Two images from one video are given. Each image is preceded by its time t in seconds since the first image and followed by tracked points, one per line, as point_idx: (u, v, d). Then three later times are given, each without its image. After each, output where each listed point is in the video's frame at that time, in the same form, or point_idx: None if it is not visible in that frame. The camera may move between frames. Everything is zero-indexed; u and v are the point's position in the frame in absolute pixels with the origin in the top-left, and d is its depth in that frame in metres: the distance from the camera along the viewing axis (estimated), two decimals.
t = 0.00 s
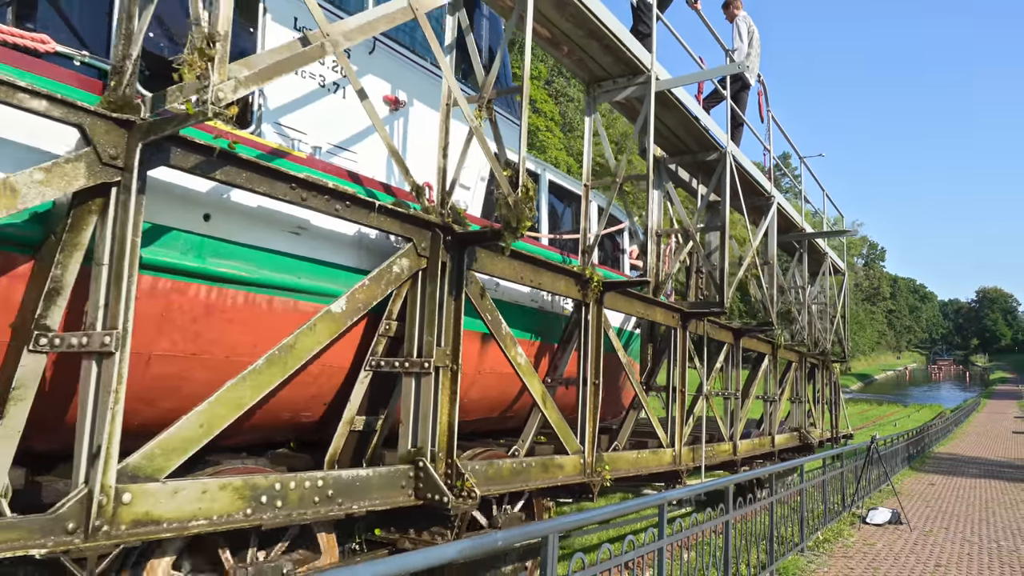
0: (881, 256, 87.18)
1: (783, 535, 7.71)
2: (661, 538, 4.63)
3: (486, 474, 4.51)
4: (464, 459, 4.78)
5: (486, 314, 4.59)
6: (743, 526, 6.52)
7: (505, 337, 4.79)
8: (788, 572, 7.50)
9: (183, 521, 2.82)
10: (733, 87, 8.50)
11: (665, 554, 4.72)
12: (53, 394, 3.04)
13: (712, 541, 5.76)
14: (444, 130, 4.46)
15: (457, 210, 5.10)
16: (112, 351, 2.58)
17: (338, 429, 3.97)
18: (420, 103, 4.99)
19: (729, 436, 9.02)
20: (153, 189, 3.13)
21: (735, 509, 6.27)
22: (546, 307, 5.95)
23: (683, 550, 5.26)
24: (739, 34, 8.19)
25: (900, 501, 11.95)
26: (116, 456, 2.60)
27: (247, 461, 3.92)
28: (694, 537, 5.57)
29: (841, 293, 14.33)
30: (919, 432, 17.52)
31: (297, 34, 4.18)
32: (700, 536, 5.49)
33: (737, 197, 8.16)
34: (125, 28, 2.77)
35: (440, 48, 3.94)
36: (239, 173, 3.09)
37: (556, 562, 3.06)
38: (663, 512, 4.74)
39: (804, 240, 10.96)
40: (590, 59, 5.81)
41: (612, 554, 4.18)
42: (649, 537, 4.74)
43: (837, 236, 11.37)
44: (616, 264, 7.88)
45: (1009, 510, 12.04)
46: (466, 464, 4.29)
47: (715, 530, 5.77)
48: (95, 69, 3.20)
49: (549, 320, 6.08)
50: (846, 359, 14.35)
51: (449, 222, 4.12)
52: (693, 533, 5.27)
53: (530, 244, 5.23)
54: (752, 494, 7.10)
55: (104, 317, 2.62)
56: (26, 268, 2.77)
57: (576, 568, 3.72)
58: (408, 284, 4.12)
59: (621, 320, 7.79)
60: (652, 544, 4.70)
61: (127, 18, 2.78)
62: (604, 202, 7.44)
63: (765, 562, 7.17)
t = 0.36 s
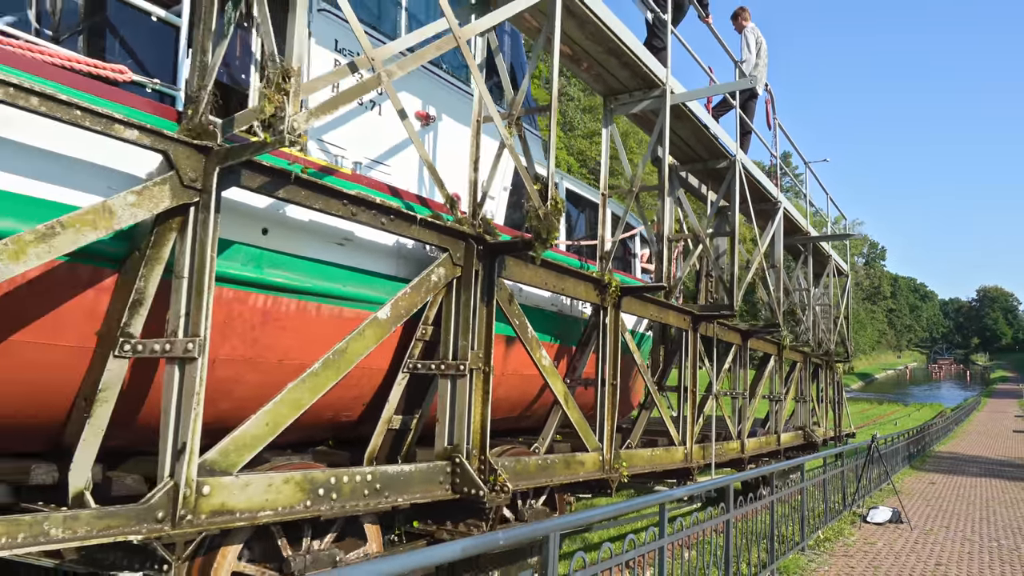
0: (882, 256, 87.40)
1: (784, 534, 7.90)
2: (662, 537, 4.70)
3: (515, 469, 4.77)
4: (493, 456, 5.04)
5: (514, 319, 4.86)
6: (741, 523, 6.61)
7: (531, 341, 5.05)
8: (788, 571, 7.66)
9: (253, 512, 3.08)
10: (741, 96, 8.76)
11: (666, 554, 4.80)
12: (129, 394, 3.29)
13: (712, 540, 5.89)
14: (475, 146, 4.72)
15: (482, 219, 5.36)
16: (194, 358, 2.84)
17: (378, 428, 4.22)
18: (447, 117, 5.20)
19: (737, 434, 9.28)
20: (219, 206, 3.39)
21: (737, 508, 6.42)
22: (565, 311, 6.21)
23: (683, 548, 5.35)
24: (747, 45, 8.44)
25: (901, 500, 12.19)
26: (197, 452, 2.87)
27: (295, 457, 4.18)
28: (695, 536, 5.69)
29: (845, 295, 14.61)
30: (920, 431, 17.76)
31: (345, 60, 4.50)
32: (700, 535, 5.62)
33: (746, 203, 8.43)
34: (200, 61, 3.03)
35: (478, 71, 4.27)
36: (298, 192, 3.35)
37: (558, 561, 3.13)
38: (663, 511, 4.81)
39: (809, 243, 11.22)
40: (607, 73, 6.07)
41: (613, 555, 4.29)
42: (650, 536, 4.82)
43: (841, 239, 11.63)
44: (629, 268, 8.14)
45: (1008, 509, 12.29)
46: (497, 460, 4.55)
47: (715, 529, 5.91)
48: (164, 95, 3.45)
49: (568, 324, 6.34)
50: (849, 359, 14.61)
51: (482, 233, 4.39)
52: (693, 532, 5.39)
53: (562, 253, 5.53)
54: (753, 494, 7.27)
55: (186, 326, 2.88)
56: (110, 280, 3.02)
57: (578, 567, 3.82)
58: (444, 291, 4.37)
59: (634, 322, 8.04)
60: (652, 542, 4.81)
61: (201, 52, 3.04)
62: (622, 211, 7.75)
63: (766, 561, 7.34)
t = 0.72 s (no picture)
0: (881, 256, 87.73)
1: (783, 533, 8.02)
2: (661, 538, 4.75)
3: (539, 466, 5.03)
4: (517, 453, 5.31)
5: (537, 324, 5.12)
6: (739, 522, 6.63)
7: (552, 344, 5.31)
8: (787, 570, 7.74)
9: (310, 503, 3.34)
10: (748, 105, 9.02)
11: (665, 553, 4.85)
12: (190, 395, 3.54)
13: (710, 539, 6.00)
14: (501, 160, 4.97)
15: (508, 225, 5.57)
16: (261, 361, 3.10)
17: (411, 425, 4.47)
18: (472, 131, 5.34)
19: (743, 433, 9.55)
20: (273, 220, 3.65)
21: (736, 508, 6.50)
22: (581, 314, 6.47)
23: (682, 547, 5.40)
24: (754, 56, 8.73)
25: (899, 499, 12.45)
26: (263, 447, 3.12)
27: (335, 453, 4.44)
28: (694, 535, 5.76)
29: (846, 296, 14.89)
30: (918, 430, 18.04)
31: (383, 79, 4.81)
32: (698, 535, 5.71)
33: (752, 209, 8.69)
34: (262, 88, 3.30)
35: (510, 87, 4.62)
36: (347, 207, 3.62)
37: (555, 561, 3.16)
38: (662, 511, 4.83)
39: (812, 247, 11.49)
40: (622, 87, 6.34)
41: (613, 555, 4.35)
42: (649, 536, 4.87)
43: (843, 243, 11.91)
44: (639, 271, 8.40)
45: (1006, 508, 12.54)
46: (523, 457, 4.81)
47: (715, 529, 6.03)
48: (220, 116, 3.71)
49: (583, 326, 6.60)
50: (850, 360, 14.89)
51: (509, 243, 4.64)
52: (691, 532, 5.46)
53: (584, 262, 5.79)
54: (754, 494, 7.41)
55: (252, 332, 3.14)
56: (179, 290, 3.26)
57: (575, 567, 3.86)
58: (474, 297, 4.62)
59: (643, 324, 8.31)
60: (651, 542, 4.87)
61: (262, 79, 3.31)
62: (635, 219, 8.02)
63: (764, 560, 7.48)
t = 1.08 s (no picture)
0: (881, 255, 87.99)
1: (781, 532, 8.14)
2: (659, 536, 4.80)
3: (562, 462, 5.29)
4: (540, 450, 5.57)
5: (559, 327, 5.39)
6: (740, 524, 6.84)
7: (573, 347, 5.56)
8: (785, 569, 7.79)
9: (360, 495, 3.60)
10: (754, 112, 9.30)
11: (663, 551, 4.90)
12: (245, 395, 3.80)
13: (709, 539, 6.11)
14: (526, 171, 5.23)
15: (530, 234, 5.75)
16: (318, 363, 3.36)
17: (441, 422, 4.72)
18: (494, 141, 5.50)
19: (749, 431, 9.81)
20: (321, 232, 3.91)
21: (735, 509, 6.62)
22: (597, 317, 6.73)
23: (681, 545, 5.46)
24: (761, 65, 9.00)
25: (899, 497, 12.72)
26: (319, 443, 3.39)
27: (372, 449, 4.71)
28: (694, 534, 5.83)
29: (847, 297, 15.17)
30: (917, 430, 18.31)
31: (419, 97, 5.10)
32: (697, 534, 5.82)
33: (758, 214, 8.96)
34: (316, 110, 3.55)
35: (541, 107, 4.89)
36: (390, 219, 3.88)
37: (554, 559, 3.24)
38: (661, 510, 4.86)
39: (815, 249, 11.76)
40: (637, 98, 6.60)
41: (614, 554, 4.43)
42: (648, 535, 4.92)
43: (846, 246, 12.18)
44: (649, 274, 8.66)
45: (1005, 507, 12.79)
46: (547, 454, 5.08)
47: (714, 528, 6.21)
48: (271, 134, 3.95)
49: (598, 328, 6.87)
50: (852, 360, 15.16)
51: (535, 250, 4.91)
52: (690, 531, 5.55)
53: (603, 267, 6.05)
54: (754, 494, 7.57)
55: (308, 337, 3.40)
56: (239, 298, 3.52)
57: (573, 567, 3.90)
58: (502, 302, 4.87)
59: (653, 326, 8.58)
60: (651, 541, 4.95)
61: (315, 102, 3.56)
62: (646, 224, 8.29)
63: (763, 559, 7.60)
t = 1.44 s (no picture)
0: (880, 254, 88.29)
1: (781, 530, 8.25)
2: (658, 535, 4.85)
3: (582, 457, 5.56)
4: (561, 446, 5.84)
5: (579, 330, 5.66)
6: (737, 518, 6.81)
7: (591, 348, 5.83)
8: (784, 567, 7.86)
9: (403, 487, 3.87)
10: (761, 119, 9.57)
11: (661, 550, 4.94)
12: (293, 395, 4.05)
13: (709, 537, 6.18)
14: (548, 182, 5.49)
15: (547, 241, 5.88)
16: (367, 365, 3.62)
17: (468, 419, 4.97)
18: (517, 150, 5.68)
19: (754, 429, 10.07)
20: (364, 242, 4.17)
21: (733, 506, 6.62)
22: (611, 318, 7.00)
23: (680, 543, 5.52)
24: (767, 73, 9.29)
25: (897, 495, 12.98)
26: (367, 439, 3.65)
27: (404, 444, 4.98)
28: (692, 532, 5.89)
29: (849, 298, 15.45)
30: (915, 428, 18.57)
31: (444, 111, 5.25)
32: (695, 531, 5.86)
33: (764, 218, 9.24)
34: (362, 129, 3.81)
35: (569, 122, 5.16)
36: (429, 230, 4.15)
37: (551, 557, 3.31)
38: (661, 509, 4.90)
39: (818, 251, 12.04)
40: (651, 109, 6.88)
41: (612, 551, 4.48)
42: (648, 533, 4.97)
43: (848, 249, 12.46)
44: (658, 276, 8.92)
45: (1003, 505, 13.05)
46: (569, 450, 5.35)
47: (713, 526, 6.25)
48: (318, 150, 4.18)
49: (613, 329, 7.13)
50: (853, 359, 15.43)
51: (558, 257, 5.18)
52: (690, 528, 5.61)
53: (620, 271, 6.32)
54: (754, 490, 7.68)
55: (357, 340, 3.66)
56: (291, 303, 3.76)
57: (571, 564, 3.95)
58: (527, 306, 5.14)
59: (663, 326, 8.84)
60: (649, 539, 5.00)
61: (362, 121, 3.81)
62: (658, 228, 8.56)
63: (762, 557, 7.72)
